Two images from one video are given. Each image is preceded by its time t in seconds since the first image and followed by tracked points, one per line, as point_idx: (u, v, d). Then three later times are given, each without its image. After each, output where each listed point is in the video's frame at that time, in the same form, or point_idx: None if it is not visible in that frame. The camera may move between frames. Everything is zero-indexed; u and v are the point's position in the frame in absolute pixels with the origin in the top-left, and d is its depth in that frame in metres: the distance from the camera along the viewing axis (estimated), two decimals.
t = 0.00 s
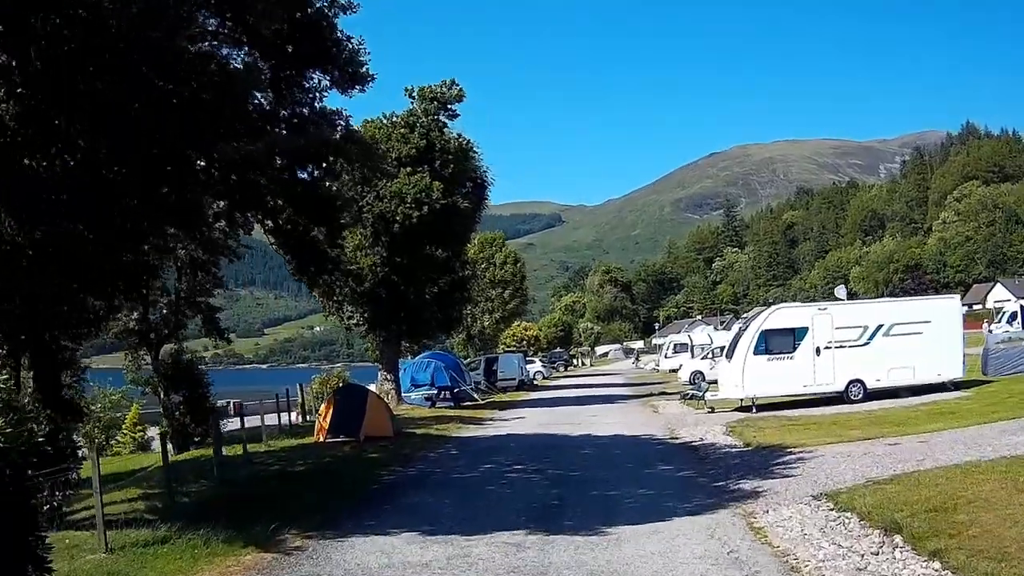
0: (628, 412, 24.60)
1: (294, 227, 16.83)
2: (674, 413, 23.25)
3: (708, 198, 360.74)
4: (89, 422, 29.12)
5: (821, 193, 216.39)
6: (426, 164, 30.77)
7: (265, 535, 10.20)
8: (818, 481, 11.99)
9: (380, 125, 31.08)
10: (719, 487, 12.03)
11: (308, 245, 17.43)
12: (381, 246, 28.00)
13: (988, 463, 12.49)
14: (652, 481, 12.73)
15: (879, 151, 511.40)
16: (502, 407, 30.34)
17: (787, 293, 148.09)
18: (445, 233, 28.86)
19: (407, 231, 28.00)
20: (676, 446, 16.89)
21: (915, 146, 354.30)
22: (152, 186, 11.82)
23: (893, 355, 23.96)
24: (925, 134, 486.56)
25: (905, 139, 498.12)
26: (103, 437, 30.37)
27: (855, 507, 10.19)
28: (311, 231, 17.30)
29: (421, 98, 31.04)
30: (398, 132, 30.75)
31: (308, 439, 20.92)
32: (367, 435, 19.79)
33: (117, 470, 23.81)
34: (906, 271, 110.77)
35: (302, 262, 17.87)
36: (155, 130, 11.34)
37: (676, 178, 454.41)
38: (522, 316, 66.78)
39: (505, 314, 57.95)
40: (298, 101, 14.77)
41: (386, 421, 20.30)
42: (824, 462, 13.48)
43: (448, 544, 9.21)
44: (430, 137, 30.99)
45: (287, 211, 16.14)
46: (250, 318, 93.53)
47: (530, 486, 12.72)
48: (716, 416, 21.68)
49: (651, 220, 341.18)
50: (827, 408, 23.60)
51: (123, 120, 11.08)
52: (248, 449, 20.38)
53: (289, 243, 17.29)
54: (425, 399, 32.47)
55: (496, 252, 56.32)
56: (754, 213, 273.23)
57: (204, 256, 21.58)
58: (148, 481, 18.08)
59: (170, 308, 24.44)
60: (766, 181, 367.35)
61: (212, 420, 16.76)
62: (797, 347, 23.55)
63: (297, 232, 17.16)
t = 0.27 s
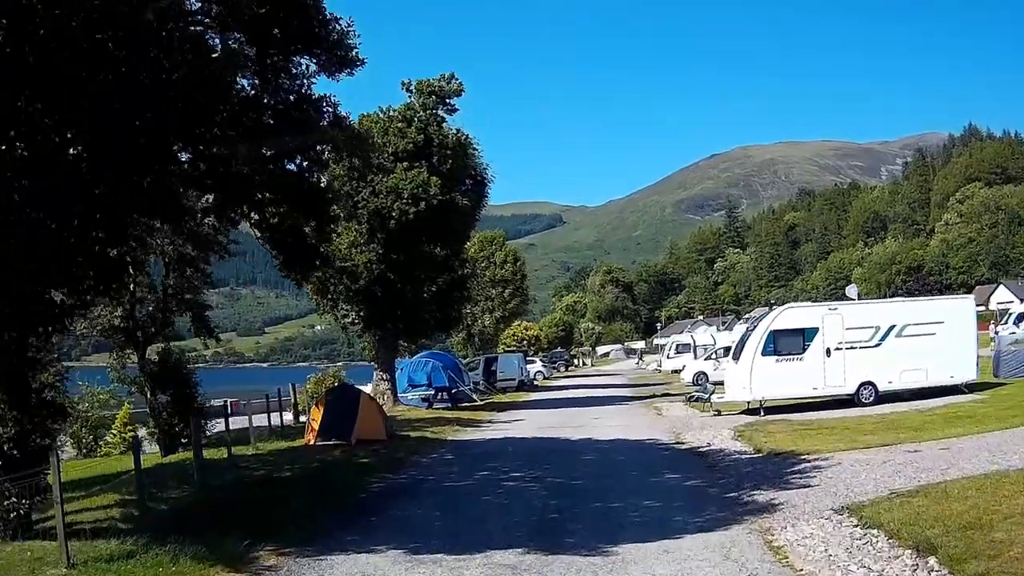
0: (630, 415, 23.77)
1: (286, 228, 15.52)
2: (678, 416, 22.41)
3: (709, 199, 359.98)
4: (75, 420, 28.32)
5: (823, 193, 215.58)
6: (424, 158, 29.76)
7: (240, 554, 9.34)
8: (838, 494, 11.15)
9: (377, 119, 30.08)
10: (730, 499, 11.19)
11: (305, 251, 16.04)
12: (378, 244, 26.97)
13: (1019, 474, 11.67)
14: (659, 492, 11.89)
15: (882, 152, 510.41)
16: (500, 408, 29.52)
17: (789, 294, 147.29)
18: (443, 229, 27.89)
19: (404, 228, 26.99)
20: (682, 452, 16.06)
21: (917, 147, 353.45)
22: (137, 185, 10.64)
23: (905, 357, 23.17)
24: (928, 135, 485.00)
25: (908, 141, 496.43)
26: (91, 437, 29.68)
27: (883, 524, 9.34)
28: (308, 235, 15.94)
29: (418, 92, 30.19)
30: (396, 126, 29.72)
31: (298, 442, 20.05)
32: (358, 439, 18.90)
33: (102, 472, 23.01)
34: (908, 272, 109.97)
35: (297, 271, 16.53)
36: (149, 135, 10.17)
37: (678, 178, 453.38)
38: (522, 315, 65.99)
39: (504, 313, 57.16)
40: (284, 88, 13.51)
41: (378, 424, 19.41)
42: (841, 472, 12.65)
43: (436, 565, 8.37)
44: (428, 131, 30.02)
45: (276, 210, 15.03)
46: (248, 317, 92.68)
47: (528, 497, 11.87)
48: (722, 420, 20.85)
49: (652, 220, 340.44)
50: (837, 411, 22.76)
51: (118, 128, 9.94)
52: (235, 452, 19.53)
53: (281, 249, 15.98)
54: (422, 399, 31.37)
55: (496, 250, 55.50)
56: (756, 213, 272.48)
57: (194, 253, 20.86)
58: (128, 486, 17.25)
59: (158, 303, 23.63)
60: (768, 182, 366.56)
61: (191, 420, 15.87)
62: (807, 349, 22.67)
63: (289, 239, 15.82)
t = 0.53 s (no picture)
0: (634, 419, 22.92)
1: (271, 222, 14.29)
2: (684, 421, 21.56)
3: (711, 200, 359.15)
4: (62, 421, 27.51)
5: (826, 195, 214.73)
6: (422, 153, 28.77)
7: None
8: (861, 509, 10.30)
9: (375, 114, 29.13)
10: (745, 513, 10.34)
11: (295, 248, 14.78)
12: (373, 240, 26.18)
13: None
14: (667, 505, 11.05)
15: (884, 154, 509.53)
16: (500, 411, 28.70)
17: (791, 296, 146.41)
18: (441, 227, 26.88)
19: (400, 224, 26.07)
20: (690, 459, 15.21)
21: (920, 149, 352.40)
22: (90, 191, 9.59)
23: (919, 360, 22.39)
24: (931, 137, 483.58)
25: (911, 143, 495.07)
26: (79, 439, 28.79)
27: (914, 544, 8.49)
28: (295, 230, 14.69)
29: (417, 86, 29.32)
30: (394, 120, 28.74)
31: (288, 446, 19.18)
32: (349, 444, 18.04)
33: (86, 477, 22.19)
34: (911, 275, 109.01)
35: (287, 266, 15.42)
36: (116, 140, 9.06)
37: (680, 179, 452.30)
38: (522, 316, 65.16)
39: (505, 314, 56.33)
40: (268, 74, 12.10)
41: (372, 429, 18.53)
42: (862, 484, 11.80)
43: None
44: (427, 126, 29.06)
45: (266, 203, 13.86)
46: (248, 318, 91.90)
47: (527, 509, 11.04)
48: (730, 425, 20.00)
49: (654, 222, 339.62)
50: (849, 415, 21.90)
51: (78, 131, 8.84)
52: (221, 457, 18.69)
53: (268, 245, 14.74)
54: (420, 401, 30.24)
55: (497, 250, 54.63)
56: (758, 215, 271.64)
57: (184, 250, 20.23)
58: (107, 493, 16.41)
59: (146, 301, 22.95)
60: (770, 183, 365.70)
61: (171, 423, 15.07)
62: (818, 351, 21.79)
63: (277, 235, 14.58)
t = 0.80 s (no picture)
0: (638, 422, 22.11)
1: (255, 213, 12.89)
2: (690, 424, 20.72)
3: (713, 201, 358.67)
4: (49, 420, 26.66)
5: (829, 195, 213.97)
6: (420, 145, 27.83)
7: None
8: (888, 526, 9.46)
9: (372, 106, 28.08)
10: (762, 528, 9.54)
11: (285, 242, 13.52)
12: (369, 235, 25.28)
13: None
14: (676, 518, 10.22)
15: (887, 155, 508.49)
16: (500, 412, 27.92)
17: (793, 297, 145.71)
18: (440, 222, 26.03)
19: (396, 218, 25.25)
20: (698, 467, 14.38)
21: (924, 149, 351.22)
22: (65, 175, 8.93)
23: (934, 362, 21.61)
24: (933, 138, 482.83)
25: (913, 144, 493.87)
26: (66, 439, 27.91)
27: (953, 565, 7.65)
28: (284, 224, 13.36)
29: (415, 78, 28.39)
30: (390, 112, 27.76)
31: (276, 449, 18.35)
32: (340, 446, 17.20)
33: (69, 479, 21.40)
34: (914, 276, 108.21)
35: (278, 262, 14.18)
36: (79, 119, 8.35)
37: (682, 179, 451.21)
38: (523, 314, 64.36)
39: (506, 312, 55.46)
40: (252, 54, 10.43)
41: (364, 431, 17.69)
42: (886, 497, 10.98)
43: None
44: (426, 119, 28.11)
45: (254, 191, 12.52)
46: (245, 316, 90.76)
47: (524, 522, 10.22)
48: (738, 429, 19.17)
49: (656, 221, 338.91)
50: (861, 419, 21.07)
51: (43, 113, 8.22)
52: (207, 460, 17.90)
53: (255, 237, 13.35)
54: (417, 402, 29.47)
55: (497, 248, 53.78)
56: (759, 216, 271.02)
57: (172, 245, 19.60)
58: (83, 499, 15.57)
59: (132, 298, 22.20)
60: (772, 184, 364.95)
61: (149, 424, 14.22)
62: (829, 352, 20.95)
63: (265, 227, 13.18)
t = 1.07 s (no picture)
0: (641, 426, 21.33)
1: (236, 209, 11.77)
2: (695, 429, 19.90)
3: (714, 202, 358.00)
4: (32, 422, 25.75)
5: (830, 196, 213.24)
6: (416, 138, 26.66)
7: None
8: (917, 546, 8.65)
9: (368, 99, 26.82)
10: (780, 548, 8.75)
11: (269, 236, 12.54)
12: (362, 231, 24.51)
13: None
14: (685, 536, 9.41)
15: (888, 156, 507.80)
16: (497, 415, 27.13)
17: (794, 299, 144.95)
18: (436, 219, 25.18)
19: (390, 214, 24.37)
20: (705, 476, 13.57)
21: (924, 151, 350.48)
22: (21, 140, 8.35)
23: (947, 365, 20.79)
24: (934, 140, 482.19)
25: (914, 146, 492.97)
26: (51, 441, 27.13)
27: None
28: (265, 214, 12.41)
29: (411, 71, 27.47)
30: (386, 104, 26.56)
31: (262, 454, 17.51)
32: (328, 451, 16.38)
33: (49, 483, 20.63)
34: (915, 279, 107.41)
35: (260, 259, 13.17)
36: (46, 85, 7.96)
37: (682, 181, 450.27)
38: (522, 315, 63.58)
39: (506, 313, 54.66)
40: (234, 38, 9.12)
41: (355, 435, 16.84)
42: (911, 512, 10.19)
43: None
44: (422, 113, 27.11)
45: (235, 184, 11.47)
46: (246, 316, 90.68)
47: (519, 539, 9.40)
48: (745, 435, 18.34)
49: (656, 223, 338.27)
50: (872, 424, 20.25)
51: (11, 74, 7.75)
52: (189, 466, 17.11)
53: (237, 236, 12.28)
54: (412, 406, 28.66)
55: (496, 247, 52.99)
56: (759, 217, 270.35)
57: (157, 240, 18.99)
58: (55, 508, 14.76)
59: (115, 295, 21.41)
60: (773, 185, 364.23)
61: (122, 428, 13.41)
62: (840, 355, 20.12)
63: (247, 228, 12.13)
